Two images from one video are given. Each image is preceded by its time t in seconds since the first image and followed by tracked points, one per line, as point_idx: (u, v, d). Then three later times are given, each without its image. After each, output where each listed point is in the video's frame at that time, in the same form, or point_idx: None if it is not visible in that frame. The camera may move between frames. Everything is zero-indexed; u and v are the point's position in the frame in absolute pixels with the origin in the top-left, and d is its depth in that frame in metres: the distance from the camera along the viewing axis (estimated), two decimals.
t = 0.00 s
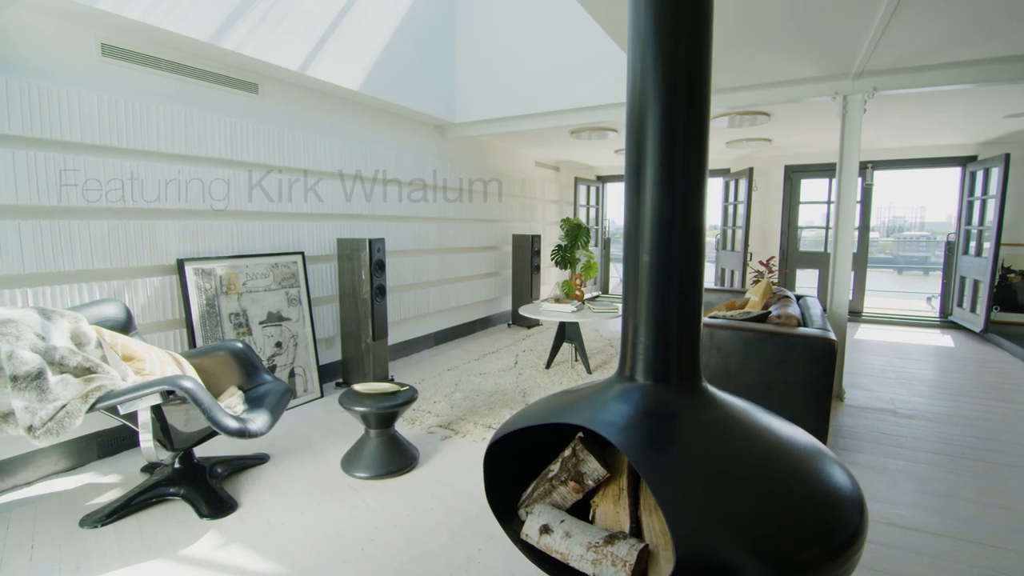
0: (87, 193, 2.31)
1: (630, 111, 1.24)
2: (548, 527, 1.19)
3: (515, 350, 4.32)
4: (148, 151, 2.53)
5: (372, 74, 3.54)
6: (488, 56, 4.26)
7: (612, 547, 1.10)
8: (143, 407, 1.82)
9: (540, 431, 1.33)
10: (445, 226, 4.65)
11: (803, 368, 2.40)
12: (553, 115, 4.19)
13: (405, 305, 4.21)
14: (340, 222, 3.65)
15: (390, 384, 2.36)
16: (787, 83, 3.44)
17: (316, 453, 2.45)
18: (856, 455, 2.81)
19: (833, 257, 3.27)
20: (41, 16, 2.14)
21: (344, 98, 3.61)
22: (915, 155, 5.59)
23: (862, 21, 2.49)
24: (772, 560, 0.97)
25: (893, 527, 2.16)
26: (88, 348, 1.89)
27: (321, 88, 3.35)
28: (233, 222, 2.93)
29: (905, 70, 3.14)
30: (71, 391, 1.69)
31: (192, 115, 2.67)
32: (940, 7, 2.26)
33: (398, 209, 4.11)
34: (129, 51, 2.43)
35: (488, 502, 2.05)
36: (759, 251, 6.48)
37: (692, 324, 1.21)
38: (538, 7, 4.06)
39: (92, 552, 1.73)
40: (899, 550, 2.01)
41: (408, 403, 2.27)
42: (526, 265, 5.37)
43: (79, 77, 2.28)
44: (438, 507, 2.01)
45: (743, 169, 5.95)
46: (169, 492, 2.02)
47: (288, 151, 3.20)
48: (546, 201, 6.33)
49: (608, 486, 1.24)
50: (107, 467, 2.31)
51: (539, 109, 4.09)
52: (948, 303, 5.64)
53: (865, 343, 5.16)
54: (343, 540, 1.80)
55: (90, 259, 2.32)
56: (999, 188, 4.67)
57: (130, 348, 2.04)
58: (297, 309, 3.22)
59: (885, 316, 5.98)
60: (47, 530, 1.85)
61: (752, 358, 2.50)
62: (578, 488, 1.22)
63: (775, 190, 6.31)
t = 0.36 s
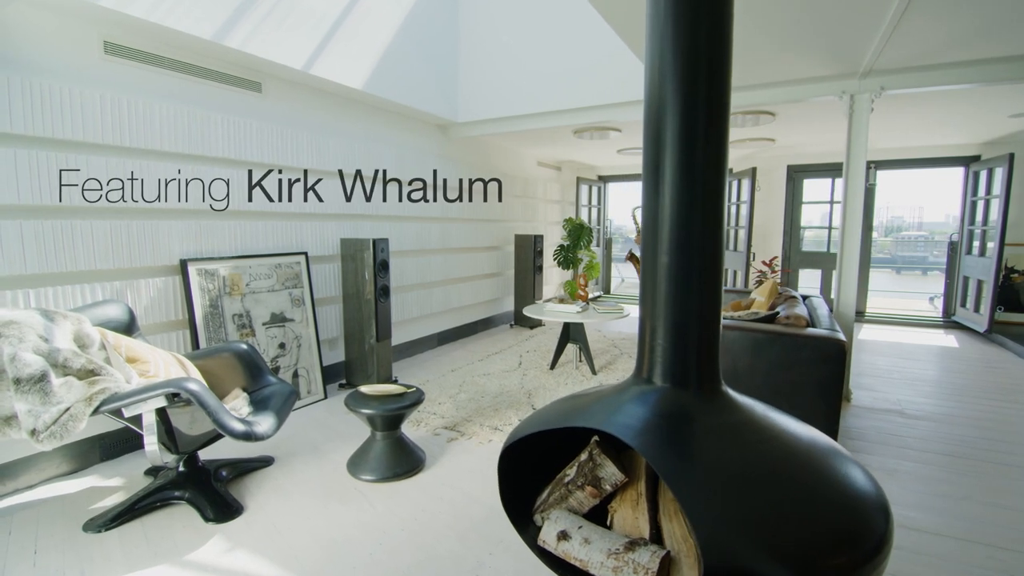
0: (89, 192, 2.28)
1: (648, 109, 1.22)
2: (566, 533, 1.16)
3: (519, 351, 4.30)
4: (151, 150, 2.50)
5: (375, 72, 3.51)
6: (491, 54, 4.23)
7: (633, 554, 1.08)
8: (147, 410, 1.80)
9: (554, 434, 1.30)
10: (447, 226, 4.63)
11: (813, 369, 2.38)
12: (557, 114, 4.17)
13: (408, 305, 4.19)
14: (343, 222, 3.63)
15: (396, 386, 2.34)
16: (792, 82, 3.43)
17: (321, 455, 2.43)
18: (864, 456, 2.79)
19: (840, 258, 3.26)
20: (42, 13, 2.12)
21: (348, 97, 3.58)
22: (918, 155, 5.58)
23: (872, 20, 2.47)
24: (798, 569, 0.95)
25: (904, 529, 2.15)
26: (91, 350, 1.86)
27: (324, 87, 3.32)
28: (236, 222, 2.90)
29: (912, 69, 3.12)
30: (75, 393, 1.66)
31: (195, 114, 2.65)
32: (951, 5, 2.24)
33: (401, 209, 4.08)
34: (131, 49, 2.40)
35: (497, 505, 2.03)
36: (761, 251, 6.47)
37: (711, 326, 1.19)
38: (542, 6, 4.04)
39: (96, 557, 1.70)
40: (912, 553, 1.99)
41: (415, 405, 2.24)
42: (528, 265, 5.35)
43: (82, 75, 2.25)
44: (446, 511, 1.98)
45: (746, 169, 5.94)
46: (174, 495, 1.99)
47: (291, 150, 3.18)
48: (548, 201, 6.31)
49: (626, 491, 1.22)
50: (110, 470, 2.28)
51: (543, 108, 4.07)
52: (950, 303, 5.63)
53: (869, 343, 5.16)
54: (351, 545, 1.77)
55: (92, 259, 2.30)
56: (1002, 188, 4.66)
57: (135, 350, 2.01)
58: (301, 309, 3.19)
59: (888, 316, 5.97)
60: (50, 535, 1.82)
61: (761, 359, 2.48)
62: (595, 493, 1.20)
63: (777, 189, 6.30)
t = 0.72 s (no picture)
0: (90, 192, 2.25)
1: (669, 105, 1.20)
2: (588, 540, 1.14)
3: (523, 351, 4.27)
4: (154, 149, 2.47)
5: (379, 71, 3.48)
6: (496, 52, 4.20)
7: (658, 562, 1.06)
8: (153, 413, 1.77)
9: (571, 438, 1.28)
10: (450, 226, 4.60)
11: (825, 371, 2.36)
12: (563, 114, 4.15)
13: (411, 306, 4.16)
14: (347, 222, 3.60)
15: (404, 388, 2.31)
16: (799, 81, 3.41)
17: (328, 458, 2.40)
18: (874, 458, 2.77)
19: (848, 258, 3.24)
20: (44, 9, 2.08)
21: (352, 96, 3.55)
22: (922, 155, 5.58)
23: (884, 19, 2.45)
24: None
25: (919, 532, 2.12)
26: (95, 352, 1.83)
27: (328, 85, 3.30)
28: (240, 222, 2.87)
29: (921, 68, 3.10)
30: (79, 397, 1.63)
31: (199, 113, 2.62)
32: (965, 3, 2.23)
33: (404, 209, 4.05)
34: (135, 47, 2.37)
35: (507, 508, 2.00)
36: (763, 251, 6.45)
37: (734, 327, 1.16)
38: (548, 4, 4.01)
39: (101, 564, 1.67)
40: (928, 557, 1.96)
41: (423, 408, 2.22)
42: (531, 265, 5.33)
43: (84, 73, 2.22)
44: (456, 515, 1.96)
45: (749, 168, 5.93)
46: (180, 499, 1.96)
47: (295, 149, 3.15)
48: (551, 201, 6.28)
49: (646, 495, 1.19)
50: (113, 474, 2.25)
51: (548, 107, 4.04)
52: (954, 303, 5.62)
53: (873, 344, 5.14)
54: (360, 550, 1.75)
55: (95, 259, 2.26)
56: (1007, 188, 4.65)
57: (139, 352, 1.98)
58: (305, 310, 3.16)
59: (890, 316, 5.96)
60: (54, 540, 1.79)
61: (771, 360, 2.46)
62: (616, 498, 1.18)
63: (780, 189, 6.28)
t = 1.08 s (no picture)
0: (91, 191, 2.21)
1: (689, 104, 1.18)
2: (609, 548, 1.12)
3: (526, 352, 4.25)
4: (156, 148, 2.44)
5: (382, 70, 3.45)
6: (499, 51, 4.18)
7: (681, 570, 1.04)
8: (157, 417, 1.73)
9: (586, 443, 1.25)
10: (452, 226, 4.57)
11: (834, 372, 2.34)
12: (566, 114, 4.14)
13: (413, 306, 4.13)
14: (350, 222, 3.57)
15: (411, 390, 2.28)
16: (804, 80, 3.39)
17: (332, 461, 2.37)
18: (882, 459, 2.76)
19: (854, 259, 3.23)
20: (44, 6, 2.05)
21: (354, 95, 3.52)
22: (923, 155, 5.58)
23: (893, 18, 2.44)
24: None
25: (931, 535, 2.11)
26: (98, 354, 1.79)
27: (330, 84, 3.27)
28: (242, 223, 2.84)
29: (927, 68, 3.08)
30: (82, 400, 1.59)
31: (201, 111, 2.59)
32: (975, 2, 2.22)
33: (406, 209, 4.03)
34: (137, 44, 2.34)
35: (515, 512, 1.98)
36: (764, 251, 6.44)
37: (755, 329, 1.14)
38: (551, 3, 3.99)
39: (104, 570, 1.64)
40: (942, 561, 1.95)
41: (429, 410, 2.19)
42: (533, 266, 5.31)
43: (84, 71, 2.18)
44: (465, 519, 1.93)
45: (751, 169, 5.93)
46: (184, 504, 1.93)
47: (297, 148, 3.12)
48: (552, 201, 6.26)
49: (666, 501, 1.18)
50: (114, 477, 2.22)
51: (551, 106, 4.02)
52: (955, 303, 5.62)
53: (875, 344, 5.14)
54: (369, 555, 1.72)
55: (96, 260, 2.23)
56: (1009, 188, 4.65)
57: (142, 354, 1.95)
58: (307, 311, 3.12)
59: (891, 316, 5.96)
60: (55, 546, 1.75)
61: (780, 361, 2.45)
62: (635, 504, 1.16)
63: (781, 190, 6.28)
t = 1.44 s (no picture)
0: (93, 191, 2.18)
1: (709, 103, 1.16)
2: (629, 554, 1.10)
3: (529, 352, 4.23)
4: (158, 147, 2.41)
5: (386, 69, 3.42)
6: (502, 50, 4.15)
7: None
8: (163, 420, 1.71)
9: (602, 448, 1.24)
10: (455, 226, 4.55)
11: (843, 373, 2.33)
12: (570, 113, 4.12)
13: (416, 307, 4.11)
14: (353, 222, 3.54)
15: (418, 392, 2.26)
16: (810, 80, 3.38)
17: (338, 464, 2.35)
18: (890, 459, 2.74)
19: (860, 259, 3.22)
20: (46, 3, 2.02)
21: (357, 94, 3.50)
22: (925, 155, 5.58)
23: (902, 17, 2.43)
24: None
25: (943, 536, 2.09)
26: (101, 356, 1.77)
27: (334, 83, 3.24)
28: (244, 223, 2.81)
29: (933, 67, 3.08)
30: (86, 403, 1.56)
31: (204, 110, 2.56)
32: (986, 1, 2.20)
33: (410, 209, 4.00)
34: (139, 42, 2.31)
35: (525, 515, 1.96)
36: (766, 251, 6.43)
37: (777, 331, 1.12)
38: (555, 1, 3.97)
39: None
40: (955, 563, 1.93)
41: (436, 412, 2.16)
42: (535, 266, 5.29)
43: (85, 68, 2.15)
44: (474, 522, 1.91)
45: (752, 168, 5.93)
46: (188, 507, 1.90)
47: (300, 148, 3.09)
48: (553, 201, 6.24)
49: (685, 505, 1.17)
50: (117, 481, 2.18)
51: (555, 106, 4.00)
52: (957, 303, 5.62)
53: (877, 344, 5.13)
54: (378, 560, 1.70)
55: (98, 260, 2.20)
56: (1013, 188, 4.65)
57: (146, 356, 1.92)
58: (311, 312, 3.10)
59: (893, 316, 5.96)
60: (58, 551, 1.72)
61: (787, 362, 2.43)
62: (654, 509, 1.14)
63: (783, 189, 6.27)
